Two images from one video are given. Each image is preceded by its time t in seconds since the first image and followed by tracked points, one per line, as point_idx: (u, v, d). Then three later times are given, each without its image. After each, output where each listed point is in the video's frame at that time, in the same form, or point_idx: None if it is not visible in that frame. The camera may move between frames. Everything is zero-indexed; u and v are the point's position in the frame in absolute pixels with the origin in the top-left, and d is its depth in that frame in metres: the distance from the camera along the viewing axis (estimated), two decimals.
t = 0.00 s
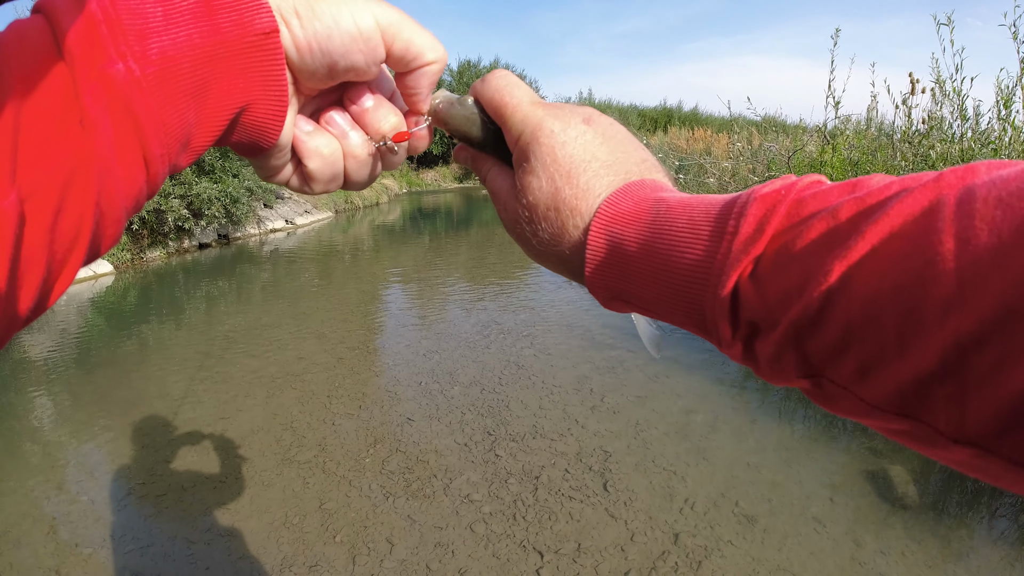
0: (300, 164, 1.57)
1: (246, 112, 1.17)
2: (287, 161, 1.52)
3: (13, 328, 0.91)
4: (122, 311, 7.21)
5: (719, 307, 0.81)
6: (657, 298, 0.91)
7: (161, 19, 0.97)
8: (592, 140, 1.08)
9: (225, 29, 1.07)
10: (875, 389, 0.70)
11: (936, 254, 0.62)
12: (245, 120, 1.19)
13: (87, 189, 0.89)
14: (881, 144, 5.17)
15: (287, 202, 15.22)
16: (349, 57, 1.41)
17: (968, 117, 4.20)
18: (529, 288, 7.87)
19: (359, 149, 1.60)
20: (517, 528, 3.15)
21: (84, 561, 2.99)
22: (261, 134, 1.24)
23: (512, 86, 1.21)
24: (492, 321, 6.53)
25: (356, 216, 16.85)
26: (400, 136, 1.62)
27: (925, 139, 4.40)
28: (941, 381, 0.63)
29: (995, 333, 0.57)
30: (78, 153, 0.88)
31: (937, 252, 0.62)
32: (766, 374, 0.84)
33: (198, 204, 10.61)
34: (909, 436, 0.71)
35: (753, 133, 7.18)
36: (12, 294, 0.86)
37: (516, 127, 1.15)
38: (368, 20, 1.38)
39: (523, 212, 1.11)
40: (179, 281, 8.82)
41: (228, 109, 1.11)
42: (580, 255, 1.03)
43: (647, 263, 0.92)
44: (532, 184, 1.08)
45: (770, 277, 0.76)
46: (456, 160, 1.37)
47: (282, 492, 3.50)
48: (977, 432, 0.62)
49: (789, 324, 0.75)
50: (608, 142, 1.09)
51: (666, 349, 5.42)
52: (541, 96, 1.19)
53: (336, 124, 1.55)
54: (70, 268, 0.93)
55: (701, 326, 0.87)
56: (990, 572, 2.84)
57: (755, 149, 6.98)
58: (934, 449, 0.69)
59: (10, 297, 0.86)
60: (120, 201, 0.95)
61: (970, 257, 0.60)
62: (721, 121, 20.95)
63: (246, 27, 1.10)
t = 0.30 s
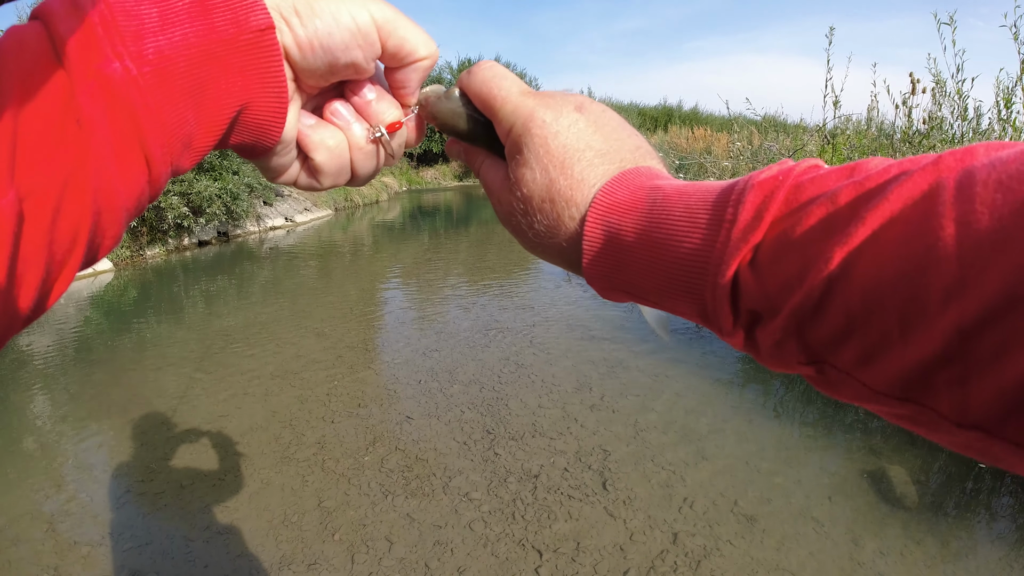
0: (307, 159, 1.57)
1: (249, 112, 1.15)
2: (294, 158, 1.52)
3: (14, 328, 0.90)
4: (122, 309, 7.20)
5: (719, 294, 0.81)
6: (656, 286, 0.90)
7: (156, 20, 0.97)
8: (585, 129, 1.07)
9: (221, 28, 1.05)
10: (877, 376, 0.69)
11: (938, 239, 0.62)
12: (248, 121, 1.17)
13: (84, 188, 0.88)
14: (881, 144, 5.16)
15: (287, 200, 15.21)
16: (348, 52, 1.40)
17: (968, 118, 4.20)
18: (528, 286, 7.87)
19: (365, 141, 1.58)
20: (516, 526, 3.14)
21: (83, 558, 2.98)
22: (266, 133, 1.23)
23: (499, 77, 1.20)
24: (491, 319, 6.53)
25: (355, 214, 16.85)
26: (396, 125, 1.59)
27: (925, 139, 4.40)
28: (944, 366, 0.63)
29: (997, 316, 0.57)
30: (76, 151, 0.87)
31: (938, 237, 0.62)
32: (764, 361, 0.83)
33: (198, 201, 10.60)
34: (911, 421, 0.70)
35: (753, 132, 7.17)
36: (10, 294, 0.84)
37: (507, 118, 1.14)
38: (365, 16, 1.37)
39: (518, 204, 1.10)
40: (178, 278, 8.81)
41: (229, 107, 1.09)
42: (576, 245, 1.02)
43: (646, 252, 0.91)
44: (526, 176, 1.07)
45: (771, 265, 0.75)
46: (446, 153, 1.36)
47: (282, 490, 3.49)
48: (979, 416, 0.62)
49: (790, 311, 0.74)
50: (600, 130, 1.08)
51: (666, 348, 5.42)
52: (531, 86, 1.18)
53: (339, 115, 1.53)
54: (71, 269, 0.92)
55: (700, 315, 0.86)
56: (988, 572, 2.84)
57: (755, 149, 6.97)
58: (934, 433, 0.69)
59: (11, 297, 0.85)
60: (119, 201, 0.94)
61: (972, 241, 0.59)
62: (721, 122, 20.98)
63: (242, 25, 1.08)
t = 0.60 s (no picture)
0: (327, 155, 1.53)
1: (254, 117, 1.14)
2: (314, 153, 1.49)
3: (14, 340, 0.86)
4: (123, 306, 7.21)
5: (727, 288, 0.80)
6: (662, 280, 0.90)
7: (155, 25, 0.97)
8: (588, 124, 1.07)
9: (221, 30, 1.05)
10: (883, 368, 0.69)
11: (942, 232, 0.61)
12: (254, 126, 1.16)
13: (85, 190, 0.86)
14: (883, 143, 5.15)
15: (288, 197, 15.21)
16: (351, 49, 1.39)
17: (970, 116, 4.18)
18: (529, 284, 7.86)
19: (384, 132, 1.56)
20: (517, 524, 3.14)
21: (84, 555, 2.98)
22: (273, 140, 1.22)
23: (501, 73, 1.18)
24: (492, 317, 6.52)
25: (357, 212, 16.86)
26: (412, 115, 1.57)
27: (927, 138, 4.38)
28: (949, 358, 0.62)
29: (1002, 308, 0.56)
30: (77, 153, 0.86)
31: (942, 230, 0.61)
32: (772, 354, 0.83)
33: (199, 198, 10.60)
34: (918, 414, 0.70)
35: (755, 130, 7.15)
36: (10, 300, 0.81)
37: (511, 114, 1.13)
38: (364, 14, 1.37)
39: (523, 200, 1.09)
40: (179, 275, 8.81)
41: (235, 108, 1.08)
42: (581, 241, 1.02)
43: (651, 247, 0.91)
44: (531, 173, 1.06)
45: (777, 259, 0.75)
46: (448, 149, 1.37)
47: (283, 487, 3.49)
48: (985, 407, 0.61)
49: (795, 306, 0.74)
50: (604, 125, 1.07)
51: (667, 346, 5.41)
52: (533, 82, 1.17)
53: (356, 108, 1.50)
54: (74, 277, 0.89)
55: (707, 308, 0.86)
56: (989, 571, 2.83)
57: (757, 147, 6.95)
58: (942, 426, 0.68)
59: (11, 304, 0.81)
60: (123, 205, 0.91)
61: (975, 233, 0.59)
62: (722, 119, 20.94)
63: (243, 27, 1.08)
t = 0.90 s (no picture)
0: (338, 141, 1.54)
1: (256, 108, 1.14)
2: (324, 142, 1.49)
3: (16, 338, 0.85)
4: (123, 306, 7.20)
5: (727, 276, 0.80)
6: (663, 268, 0.89)
7: (157, 19, 0.96)
8: (599, 116, 1.07)
9: (223, 23, 1.04)
10: (882, 359, 0.68)
11: (944, 222, 0.61)
12: (256, 118, 1.16)
13: (85, 187, 0.86)
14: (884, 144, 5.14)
15: (288, 197, 15.21)
16: (357, 41, 1.39)
17: (971, 117, 4.18)
18: (530, 284, 7.86)
19: (397, 121, 1.56)
20: (517, 525, 3.13)
21: (84, 555, 2.98)
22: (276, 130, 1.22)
23: (518, 63, 1.17)
24: (493, 317, 6.52)
25: (357, 212, 16.87)
26: (423, 103, 1.57)
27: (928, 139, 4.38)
28: (948, 348, 0.62)
29: (1002, 297, 0.56)
30: (77, 150, 0.85)
31: (944, 218, 0.61)
32: (771, 345, 0.82)
33: (199, 199, 10.60)
34: (916, 407, 0.69)
35: (755, 131, 7.14)
36: (11, 299, 0.80)
37: (523, 104, 1.13)
38: (370, 6, 1.36)
39: (529, 186, 1.09)
40: (179, 275, 8.80)
41: (237, 103, 1.08)
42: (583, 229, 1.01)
43: (652, 236, 0.90)
44: (539, 159, 1.06)
45: (778, 248, 0.75)
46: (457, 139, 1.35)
47: (283, 488, 3.49)
48: (983, 398, 0.60)
49: (796, 294, 0.73)
50: (614, 119, 1.07)
51: (667, 347, 5.41)
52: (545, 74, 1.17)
53: (372, 98, 1.49)
54: (75, 274, 0.88)
55: (708, 298, 0.86)
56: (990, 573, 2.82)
57: (757, 147, 6.95)
58: (940, 420, 0.67)
59: (13, 302, 0.81)
60: (125, 203, 0.91)
61: (976, 222, 0.58)
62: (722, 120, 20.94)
63: (245, 19, 1.07)
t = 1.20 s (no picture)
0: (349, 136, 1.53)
1: (259, 112, 1.13)
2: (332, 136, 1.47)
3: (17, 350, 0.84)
4: (123, 308, 7.20)
5: (733, 272, 0.79)
6: (669, 265, 0.89)
7: (151, 28, 0.96)
8: (603, 110, 1.06)
9: (217, 28, 1.04)
10: (887, 357, 0.68)
11: (951, 220, 0.60)
12: (259, 122, 1.15)
13: (84, 195, 0.85)
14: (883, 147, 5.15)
15: (288, 199, 15.22)
16: (352, 32, 1.39)
17: (969, 119, 4.18)
18: (529, 287, 7.86)
19: (404, 105, 1.53)
20: (517, 528, 3.13)
21: (82, 558, 2.97)
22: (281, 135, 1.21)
23: (520, 54, 1.16)
24: (493, 319, 6.52)
25: (356, 214, 16.88)
26: (426, 85, 1.56)
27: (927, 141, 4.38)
28: (953, 346, 0.61)
29: (1008, 295, 0.55)
30: (74, 158, 0.84)
31: (951, 216, 0.60)
32: (775, 342, 0.82)
33: (199, 201, 10.60)
34: (920, 405, 0.68)
35: (755, 134, 7.16)
36: (11, 308, 0.79)
37: (526, 96, 1.12)
38: None
39: (533, 180, 1.08)
40: (179, 277, 8.80)
41: (239, 108, 1.07)
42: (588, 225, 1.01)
43: (657, 233, 0.90)
44: (544, 153, 1.05)
45: (785, 245, 0.74)
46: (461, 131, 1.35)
47: (282, 491, 3.48)
48: (988, 396, 0.60)
49: (802, 291, 0.72)
50: (618, 112, 1.07)
51: (667, 349, 5.41)
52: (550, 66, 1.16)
53: (376, 85, 1.48)
54: (76, 283, 0.87)
55: (713, 294, 0.85)
56: None
57: (757, 150, 6.96)
58: (946, 418, 0.67)
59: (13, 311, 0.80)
60: (126, 209, 0.90)
61: (983, 221, 0.58)
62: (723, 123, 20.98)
63: (240, 24, 1.07)
